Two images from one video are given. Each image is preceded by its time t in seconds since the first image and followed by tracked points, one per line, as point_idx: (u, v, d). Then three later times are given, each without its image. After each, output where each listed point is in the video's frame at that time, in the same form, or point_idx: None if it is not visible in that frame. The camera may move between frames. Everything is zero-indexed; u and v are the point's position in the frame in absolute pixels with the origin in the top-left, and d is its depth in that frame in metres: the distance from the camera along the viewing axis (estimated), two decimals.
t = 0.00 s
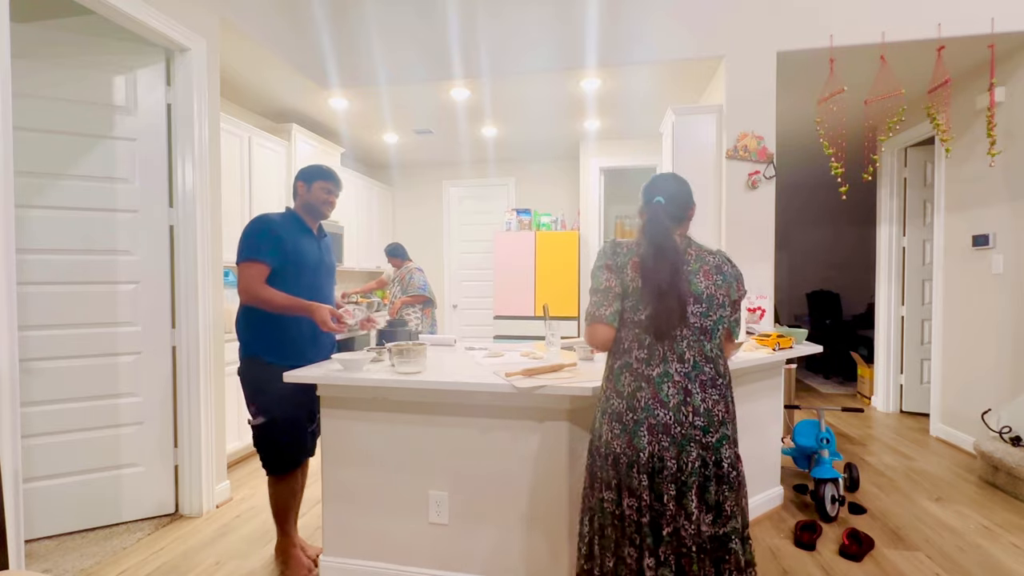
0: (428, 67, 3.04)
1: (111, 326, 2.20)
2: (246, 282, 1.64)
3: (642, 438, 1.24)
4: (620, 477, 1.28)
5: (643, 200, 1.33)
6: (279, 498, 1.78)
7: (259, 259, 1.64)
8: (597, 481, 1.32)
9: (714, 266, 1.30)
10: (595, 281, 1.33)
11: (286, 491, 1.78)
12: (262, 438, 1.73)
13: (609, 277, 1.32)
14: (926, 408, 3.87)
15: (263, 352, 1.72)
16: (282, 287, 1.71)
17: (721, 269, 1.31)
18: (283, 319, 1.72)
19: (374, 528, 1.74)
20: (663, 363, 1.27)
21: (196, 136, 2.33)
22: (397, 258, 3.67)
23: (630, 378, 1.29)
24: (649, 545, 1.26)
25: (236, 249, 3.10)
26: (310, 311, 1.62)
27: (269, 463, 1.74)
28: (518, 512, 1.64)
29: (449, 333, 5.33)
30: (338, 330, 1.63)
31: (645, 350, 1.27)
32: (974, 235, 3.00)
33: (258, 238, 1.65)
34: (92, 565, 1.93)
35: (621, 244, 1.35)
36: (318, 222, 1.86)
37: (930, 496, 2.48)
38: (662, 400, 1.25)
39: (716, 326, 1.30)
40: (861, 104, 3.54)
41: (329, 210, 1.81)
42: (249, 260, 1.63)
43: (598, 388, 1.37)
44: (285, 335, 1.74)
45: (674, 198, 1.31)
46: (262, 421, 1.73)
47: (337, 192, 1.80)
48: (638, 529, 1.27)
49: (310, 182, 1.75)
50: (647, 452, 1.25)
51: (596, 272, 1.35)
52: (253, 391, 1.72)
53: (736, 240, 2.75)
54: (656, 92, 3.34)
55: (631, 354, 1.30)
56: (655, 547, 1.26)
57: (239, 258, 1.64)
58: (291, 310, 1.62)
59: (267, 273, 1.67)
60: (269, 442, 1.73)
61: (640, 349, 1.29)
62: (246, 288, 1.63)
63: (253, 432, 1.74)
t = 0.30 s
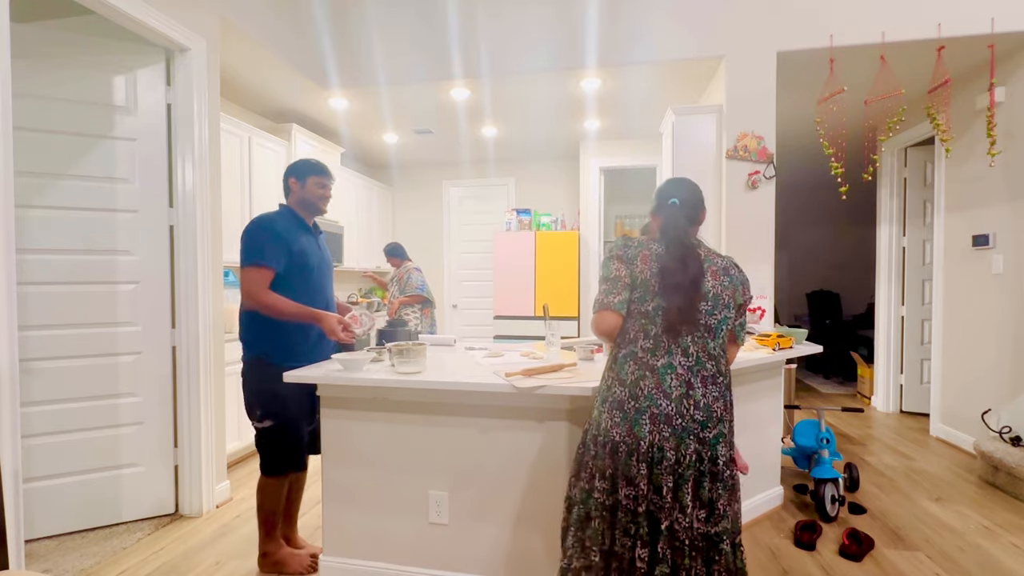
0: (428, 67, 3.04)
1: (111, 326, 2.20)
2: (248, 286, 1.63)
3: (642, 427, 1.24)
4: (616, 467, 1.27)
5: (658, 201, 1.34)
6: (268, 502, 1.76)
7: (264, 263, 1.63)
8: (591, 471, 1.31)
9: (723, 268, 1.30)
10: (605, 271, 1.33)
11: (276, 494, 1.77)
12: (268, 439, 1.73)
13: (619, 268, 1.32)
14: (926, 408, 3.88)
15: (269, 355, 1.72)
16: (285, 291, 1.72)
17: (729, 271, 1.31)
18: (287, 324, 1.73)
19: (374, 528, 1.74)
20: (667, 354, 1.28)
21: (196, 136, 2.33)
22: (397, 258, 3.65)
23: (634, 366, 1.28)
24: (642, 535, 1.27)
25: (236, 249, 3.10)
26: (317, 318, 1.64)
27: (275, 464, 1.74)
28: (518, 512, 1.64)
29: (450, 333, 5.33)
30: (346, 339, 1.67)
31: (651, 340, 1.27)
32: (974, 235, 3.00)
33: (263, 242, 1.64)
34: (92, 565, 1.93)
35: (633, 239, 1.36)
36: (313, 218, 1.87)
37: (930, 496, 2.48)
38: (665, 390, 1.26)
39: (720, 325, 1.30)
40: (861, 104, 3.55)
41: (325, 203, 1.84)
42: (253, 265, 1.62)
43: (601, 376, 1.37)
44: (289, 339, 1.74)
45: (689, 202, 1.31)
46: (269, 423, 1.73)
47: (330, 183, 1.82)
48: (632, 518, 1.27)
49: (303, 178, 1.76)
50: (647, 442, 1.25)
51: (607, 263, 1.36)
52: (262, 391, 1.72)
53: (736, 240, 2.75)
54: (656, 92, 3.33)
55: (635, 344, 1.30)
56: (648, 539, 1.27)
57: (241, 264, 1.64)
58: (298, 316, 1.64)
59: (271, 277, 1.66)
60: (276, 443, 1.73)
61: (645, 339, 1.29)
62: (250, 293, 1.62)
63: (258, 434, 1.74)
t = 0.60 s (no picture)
0: (428, 67, 3.04)
1: (111, 326, 2.20)
2: (244, 296, 1.64)
3: (642, 421, 1.24)
4: (615, 462, 1.27)
5: (663, 206, 1.34)
6: (265, 503, 1.76)
7: (258, 272, 1.64)
8: (591, 467, 1.31)
9: (726, 272, 1.32)
10: (613, 269, 1.31)
11: (273, 494, 1.76)
12: (271, 439, 1.74)
13: (628, 266, 1.30)
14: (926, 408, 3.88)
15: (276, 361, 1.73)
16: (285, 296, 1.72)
17: (731, 276, 1.34)
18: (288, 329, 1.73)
19: (373, 528, 1.74)
20: (671, 351, 1.28)
21: (195, 135, 2.33)
22: (395, 258, 3.69)
23: (636, 362, 1.28)
24: (640, 532, 1.26)
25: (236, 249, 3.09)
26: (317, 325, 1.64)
27: (275, 464, 1.74)
28: (518, 512, 1.64)
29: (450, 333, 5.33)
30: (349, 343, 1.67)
31: (656, 337, 1.27)
32: (974, 235, 3.00)
33: (255, 250, 1.64)
34: (92, 565, 1.93)
35: (640, 240, 1.35)
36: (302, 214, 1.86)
37: (930, 496, 2.48)
38: (667, 386, 1.26)
39: (722, 326, 1.32)
40: (861, 104, 3.54)
41: (312, 195, 1.82)
42: (248, 274, 1.63)
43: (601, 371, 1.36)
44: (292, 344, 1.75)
45: (694, 208, 1.32)
46: (272, 425, 1.73)
47: (314, 173, 1.80)
48: (630, 515, 1.26)
49: (286, 173, 1.74)
50: (647, 437, 1.25)
51: (614, 261, 1.33)
52: (265, 393, 1.72)
53: (736, 240, 2.75)
54: (656, 92, 3.33)
55: (640, 341, 1.29)
56: (652, 536, 1.27)
57: (236, 274, 1.65)
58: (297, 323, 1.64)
59: (266, 285, 1.67)
60: (278, 443, 1.74)
61: (651, 336, 1.28)
62: (247, 303, 1.64)
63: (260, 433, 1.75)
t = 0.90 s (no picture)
0: (428, 66, 3.04)
1: (112, 326, 2.20)
2: (242, 302, 1.64)
3: (640, 412, 1.24)
4: (611, 453, 1.26)
5: (675, 209, 1.33)
6: (263, 501, 1.76)
7: (256, 278, 1.63)
8: (586, 458, 1.29)
9: (731, 281, 1.33)
10: (624, 258, 1.32)
11: (271, 493, 1.76)
12: (274, 439, 1.74)
13: (638, 259, 1.31)
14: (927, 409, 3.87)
15: (277, 365, 1.72)
16: (283, 302, 1.71)
17: (735, 285, 1.35)
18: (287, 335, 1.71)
19: (373, 528, 1.74)
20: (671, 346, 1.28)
21: (196, 136, 2.33)
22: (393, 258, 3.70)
23: (636, 353, 1.28)
24: (635, 525, 1.26)
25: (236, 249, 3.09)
26: (316, 331, 1.62)
27: (277, 464, 1.75)
28: (518, 512, 1.64)
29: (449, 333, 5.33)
30: (351, 348, 1.67)
31: (656, 330, 1.27)
32: (974, 235, 3.00)
33: (254, 256, 1.63)
34: (92, 565, 1.93)
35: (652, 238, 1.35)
36: (301, 211, 1.86)
37: (930, 496, 2.48)
38: (666, 380, 1.26)
39: (722, 329, 1.33)
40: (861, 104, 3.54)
41: (310, 191, 1.82)
42: (246, 280, 1.63)
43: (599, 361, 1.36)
44: (291, 349, 1.74)
45: (707, 216, 1.32)
46: (275, 426, 1.73)
47: (309, 168, 1.79)
48: (627, 508, 1.26)
49: (280, 172, 1.74)
50: (644, 428, 1.25)
51: (627, 252, 1.34)
52: (267, 395, 1.72)
53: (736, 240, 2.75)
54: (656, 92, 3.33)
55: (640, 332, 1.29)
56: (649, 529, 1.27)
57: (234, 281, 1.64)
58: (295, 330, 1.63)
59: (264, 291, 1.66)
60: (281, 444, 1.75)
61: (651, 329, 1.28)
62: (243, 309, 1.63)
63: (262, 434, 1.74)
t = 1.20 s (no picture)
0: (428, 66, 3.05)
1: (112, 326, 2.20)
2: (244, 307, 1.63)
3: (631, 409, 1.23)
4: (603, 449, 1.26)
5: (675, 204, 1.34)
6: (266, 500, 1.76)
7: (258, 282, 1.63)
8: (580, 456, 1.30)
9: (726, 277, 1.33)
10: (617, 257, 1.33)
11: (275, 490, 1.76)
12: (280, 440, 1.75)
13: (631, 258, 1.31)
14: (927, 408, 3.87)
15: (280, 368, 1.72)
16: (285, 306, 1.72)
17: (731, 281, 1.34)
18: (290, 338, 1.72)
19: (373, 528, 1.74)
20: (664, 343, 1.28)
21: (196, 136, 2.33)
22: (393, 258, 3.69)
23: (629, 351, 1.28)
24: (627, 520, 1.27)
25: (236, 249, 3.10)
26: (321, 334, 1.63)
27: (281, 464, 1.75)
28: (517, 512, 1.64)
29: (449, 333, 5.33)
30: (360, 348, 1.73)
31: (649, 328, 1.27)
32: (974, 235, 3.00)
33: (256, 260, 1.63)
34: (92, 565, 1.92)
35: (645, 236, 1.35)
36: (298, 213, 1.86)
37: (930, 496, 2.48)
38: (658, 377, 1.25)
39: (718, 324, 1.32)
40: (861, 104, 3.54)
41: (309, 192, 1.82)
42: (247, 285, 1.63)
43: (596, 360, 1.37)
44: (294, 351, 1.74)
45: (703, 212, 1.33)
46: (280, 426, 1.74)
47: (307, 169, 1.79)
48: (618, 503, 1.26)
49: (278, 174, 1.74)
50: (635, 425, 1.24)
51: (619, 252, 1.34)
52: (270, 397, 1.72)
53: (736, 240, 2.75)
54: (656, 92, 3.33)
55: (633, 331, 1.30)
56: (641, 523, 1.27)
57: (235, 284, 1.64)
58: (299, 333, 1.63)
59: (267, 295, 1.66)
60: (287, 444, 1.75)
61: (644, 327, 1.28)
62: (246, 314, 1.63)
63: (267, 435, 1.75)
